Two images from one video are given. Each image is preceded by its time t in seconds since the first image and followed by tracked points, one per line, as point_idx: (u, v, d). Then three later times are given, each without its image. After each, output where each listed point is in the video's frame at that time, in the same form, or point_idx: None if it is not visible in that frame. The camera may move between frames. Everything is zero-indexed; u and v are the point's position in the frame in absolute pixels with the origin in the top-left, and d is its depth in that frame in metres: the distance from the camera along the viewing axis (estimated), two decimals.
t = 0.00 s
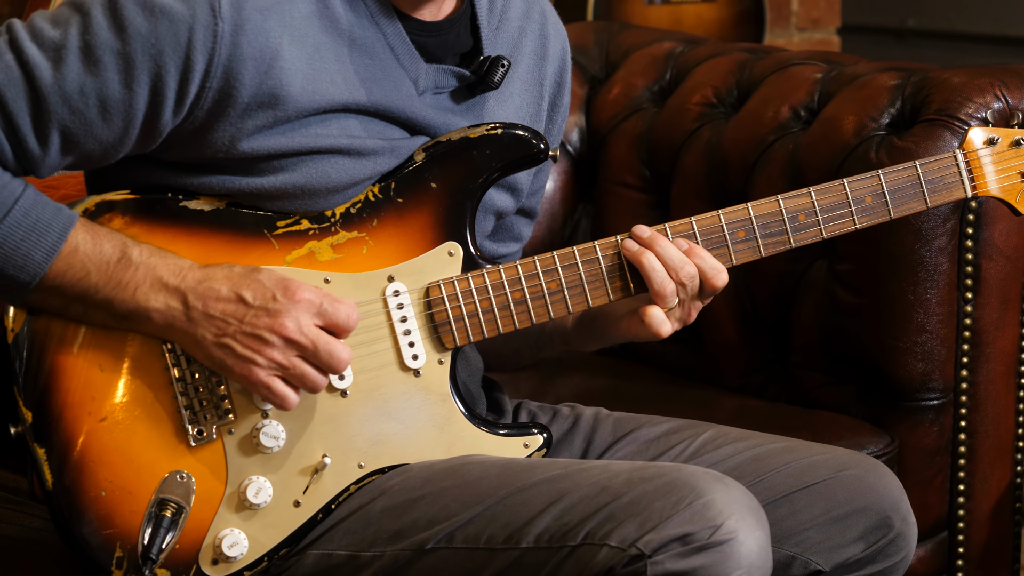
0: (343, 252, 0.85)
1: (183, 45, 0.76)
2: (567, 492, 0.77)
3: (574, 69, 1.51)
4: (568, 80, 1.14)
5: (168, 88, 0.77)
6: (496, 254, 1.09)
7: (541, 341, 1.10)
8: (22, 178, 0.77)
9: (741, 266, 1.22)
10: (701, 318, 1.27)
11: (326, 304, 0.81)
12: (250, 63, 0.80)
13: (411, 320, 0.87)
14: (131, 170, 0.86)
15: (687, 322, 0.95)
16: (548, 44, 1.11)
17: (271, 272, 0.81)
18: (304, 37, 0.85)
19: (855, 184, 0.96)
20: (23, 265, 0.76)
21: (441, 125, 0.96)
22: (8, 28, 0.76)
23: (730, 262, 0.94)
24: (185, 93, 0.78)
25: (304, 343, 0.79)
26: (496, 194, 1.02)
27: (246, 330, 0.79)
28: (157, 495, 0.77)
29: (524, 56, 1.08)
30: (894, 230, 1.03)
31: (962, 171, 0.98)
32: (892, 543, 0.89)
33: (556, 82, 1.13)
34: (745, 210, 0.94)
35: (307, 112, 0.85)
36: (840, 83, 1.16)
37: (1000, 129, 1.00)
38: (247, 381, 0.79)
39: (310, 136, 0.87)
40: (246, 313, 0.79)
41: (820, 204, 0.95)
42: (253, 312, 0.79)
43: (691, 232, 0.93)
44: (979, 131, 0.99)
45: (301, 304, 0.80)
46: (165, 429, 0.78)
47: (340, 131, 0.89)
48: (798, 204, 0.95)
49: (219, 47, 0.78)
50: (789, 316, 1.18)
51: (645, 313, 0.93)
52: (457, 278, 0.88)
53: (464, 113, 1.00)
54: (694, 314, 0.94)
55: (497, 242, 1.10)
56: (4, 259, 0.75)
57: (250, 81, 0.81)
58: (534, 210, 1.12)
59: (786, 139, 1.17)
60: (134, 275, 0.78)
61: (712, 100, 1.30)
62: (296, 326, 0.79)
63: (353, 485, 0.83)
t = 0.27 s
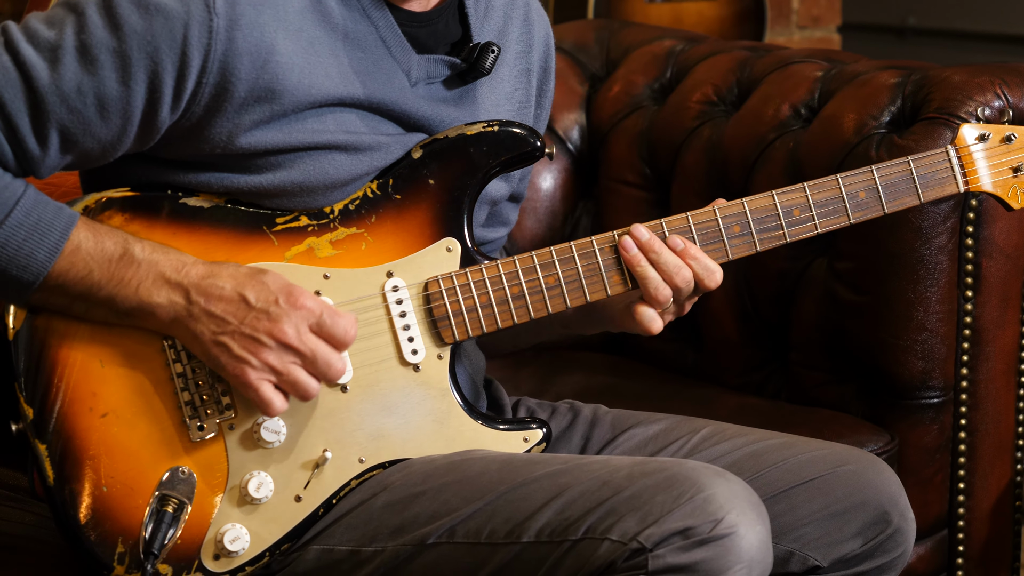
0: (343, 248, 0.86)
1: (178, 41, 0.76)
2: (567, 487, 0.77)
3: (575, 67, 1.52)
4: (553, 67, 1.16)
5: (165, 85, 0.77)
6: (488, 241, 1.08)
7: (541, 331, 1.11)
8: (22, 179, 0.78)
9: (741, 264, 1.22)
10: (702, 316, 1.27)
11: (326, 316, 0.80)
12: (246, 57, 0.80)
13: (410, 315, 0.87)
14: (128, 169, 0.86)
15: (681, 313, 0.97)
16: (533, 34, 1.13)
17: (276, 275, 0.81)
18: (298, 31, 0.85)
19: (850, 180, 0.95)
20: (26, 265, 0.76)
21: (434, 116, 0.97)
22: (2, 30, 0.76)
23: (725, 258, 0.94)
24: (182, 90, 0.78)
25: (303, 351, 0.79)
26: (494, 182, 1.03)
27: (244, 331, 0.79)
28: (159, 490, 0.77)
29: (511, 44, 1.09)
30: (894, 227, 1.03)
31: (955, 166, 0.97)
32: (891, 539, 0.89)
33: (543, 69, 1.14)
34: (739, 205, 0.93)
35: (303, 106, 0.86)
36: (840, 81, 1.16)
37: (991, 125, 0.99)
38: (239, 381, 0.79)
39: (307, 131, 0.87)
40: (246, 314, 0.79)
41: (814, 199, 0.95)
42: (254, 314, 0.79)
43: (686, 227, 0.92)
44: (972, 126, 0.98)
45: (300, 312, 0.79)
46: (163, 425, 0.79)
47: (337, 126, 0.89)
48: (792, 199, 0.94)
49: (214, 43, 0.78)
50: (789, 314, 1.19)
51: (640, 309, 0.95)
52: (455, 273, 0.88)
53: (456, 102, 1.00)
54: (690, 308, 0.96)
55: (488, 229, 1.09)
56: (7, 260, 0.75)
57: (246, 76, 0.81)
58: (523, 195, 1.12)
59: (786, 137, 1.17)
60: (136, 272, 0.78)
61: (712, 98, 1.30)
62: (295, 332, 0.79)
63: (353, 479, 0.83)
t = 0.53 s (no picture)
0: (338, 248, 0.86)
1: (178, 40, 0.76)
2: (567, 486, 0.77)
3: (575, 67, 1.52)
4: (547, 64, 1.16)
5: (166, 83, 0.77)
6: (483, 241, 1.08)
7: (538, 331, 1.12)
8: (25, 183, 0.78)
9: (741, 264, 1.22)
10: (701, 315, 1.28)
11: (329, 321, 0.80)
12: (244, 54, 0.80)
13: (407, 314, 0.87)
14: (123, 170, 0.86)
15: (681, 312, 0.96)
16: (529, 28, 1.13)
17: (280, 279, 0.81)
18: (296, 28, 0.85)
19: (841, 176, 0.96)
20: (30, 266, 0.75)
21: (430, 113, 0.97)
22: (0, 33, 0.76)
23: (719, 255, 0.94)
24: (182, 88, 0.78)
25: (303, 355, 0.79)
26: (494, 179, 1.03)
27: (246, 333, 0.79)
28: (158, 491, 0.77)
29: (507, 40, 1.09)
30: (893, 227, 1.03)
31: (946, 163, 0.97)
32: (890, 538, 0.89)
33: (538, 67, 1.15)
34: (733, 202, 0.94)
35: (301, 104, 0.86)
36: (840, 81, 1.16)
37: (981, 121, 0.99)
38: (238, 383, 0.78)
39: (304, 129, 0.87)
40: (249, 317, 0.79)
41: (806, 196, 0.95)
42: (257, 316, 0.79)
43: (680, 226, 0.93)
44: (961, 123, 0.98)
45: (303, 316, 0.80)
46: (162, 426, 0.79)
47: (334, 125, 0.89)
48: (784, 196, 0.94)
49: (213, 40, 0.78)
50: (788, 314, 1.19)
51: (640, 311, 0.96)
52: (451, 273, 0.88)
53: (453, 99, 1.00)
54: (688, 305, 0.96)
55: (484, 228, 1.09)
56: (10, 263, 0.75)
57: (245, 73, 0.81)
58: (520, 195, 1.12)
59: (786, 136, 1.17)
60: (138, 271, 0.78)
61: (712, 97, 1.30)
62: (295, 336, 0.80)
63: (352, 479, 0.83)
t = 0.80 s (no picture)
0: (338, 248, 0.85)
1: (182, 41, 0.76)
2: (567, 487, 0.77)
3: (575, 66, 1.52)
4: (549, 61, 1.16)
5: (170, 84, 0.77)
6: (483, 238, 1.08)
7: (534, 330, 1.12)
8: (29, 186, 0.78)
9: (741, 264, 1.22)
10: (701, 315, 1.28)
11: (336, 324, 0.80)
12: (247, 54, 0.80)
13: (407, 314, 0.86)
14: (123, 171, 0.86)
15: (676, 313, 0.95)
16: (530, 26, 1.13)
17: (287, 283, 0.81)
18: (297, 27, 0.85)
19: (841, 175, 0.96)
20: (34, 269, 0.75)
21: (431, 111, 0.97)
22: (2, 37, 0.76)
23: (719, 255, 0.94)
24: (186, 88, 0.78)
25: (309, 359, 0.79)
26: (496, 176, 1.02)
27: (252, 337, 0.78)
28: (158, 492, 0.77)
29: (508, 36, 1.09)
30: (892, 227, 1.03)
31: (946, 161, 0.97)
32: (890, 537, 0.89)
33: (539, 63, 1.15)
34: (733, 201, 0.94)
35: (302, 103, 0.86)
36: (840, 81, 1.16)
37: (981, 119, 0.99)
38: (244, 386, 0.78)
39: (305, 129, 0.87)
40: (255, 321, 0.79)
41: (807, 194, 0.95)
42: (262, 320, 0.79)
43: (680, 225, 0.93)
44: (961, 121, 0.98)
45: (311, 320, 0.80)
46: (162, 426, 0.78)
47: (334, 124, 0.89)
48: (785, 195, 0.94)
49: (217, 42, 0.78)
50: (788, 314, 1.19)
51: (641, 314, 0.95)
52: (451, 272, 0.88)
53: (454, 96, 1.00)
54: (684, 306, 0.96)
55: (484, 225, 1.08)
56: (14, 267, 0.75)
57: (247, 73, 0.81)
58: (520, 190, 1.12)
59: (786, 136, 1.17)
60: (142, 273, 0.78)
61: (712, 97, 1.30)
62: (302, 340, 0.79)
63: (352, 479, 0.83)
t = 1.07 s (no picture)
0: (339, 248, 0.85)
1: (180, 39, 0.76)
2: (567, 487, 0.77)
3: (574, 66, 1.52)
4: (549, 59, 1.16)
5: (169, 83, 0.77)
6: (484, 238, 1.08)
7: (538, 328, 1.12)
8: (31, 187, 0.78)
9: (740, 264, 1.22)
10: (701, 315, 1.28)
11: (340, 326, 0.80)
12: (246, 52, 0.80)
13: (408, 313, 0.86)
14: (123, 172, 0.86)
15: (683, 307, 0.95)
16: (530, 27, 1.13)
17: (289, 285, 0.81)
18: (295, 26, 0.85)
19: (843, 171, 0.96)
20: (35, 271, 0.75)
21: (431, 110, 0.97)
22: (2, 38, 0.76)
23: (720, 251, 0.94)
24: (186, 87, 0.78)
25: (312, 360, 0.79)
26: (493, 176, 1.03)
27: (255, 339, 0.79)
28: (159, 493, 0.77)
29: (507, 35, 1.09)
30: (892, 227, 1.03)
31: (949, 157, 0.97)
32: (889, 537, 0.89)
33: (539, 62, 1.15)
34: (734, 198, 0.94)
35: (301, 101, 0.86)
36: (840, 80, 1.16)
37: (983, 114, 0.99)
38: (244, 388, 0.78)
39: (304, 127, 0.87)
40: (258, 322, 0.79)
41: (809, 191, 0.95)
42: (266, 321, 0.79)
43: (682, 222, 0.93)
44: (964, 117, 0.98)
45: (315, 322, 0.80)
46: (162, 427, 0.78)
47: (334, 123, 0.89)
48: (786, 191, 0.94)
49: (216, 39, 0.78)
50: (788, 314, 1.19)
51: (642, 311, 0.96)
52: (452, 271, 0.88)
53: (453, 95, 1.00)
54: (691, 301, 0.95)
55: (484, 226, 1.08)
56: (16, 269, 0.75)
57: (246, 71, 0.81)
58: (520, 191, 1.12)
59: (786, 136, 1.17)
60: (143, 275, 0.78)
61: (712, 97, 1.30)
62: (305, 341, 0.79)
63: (354, 479, 0.83)
